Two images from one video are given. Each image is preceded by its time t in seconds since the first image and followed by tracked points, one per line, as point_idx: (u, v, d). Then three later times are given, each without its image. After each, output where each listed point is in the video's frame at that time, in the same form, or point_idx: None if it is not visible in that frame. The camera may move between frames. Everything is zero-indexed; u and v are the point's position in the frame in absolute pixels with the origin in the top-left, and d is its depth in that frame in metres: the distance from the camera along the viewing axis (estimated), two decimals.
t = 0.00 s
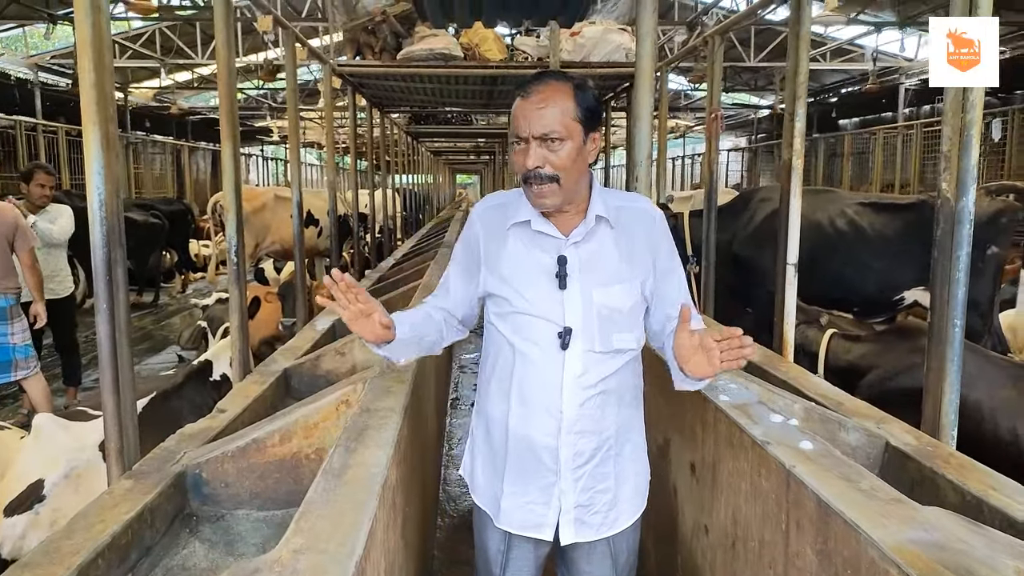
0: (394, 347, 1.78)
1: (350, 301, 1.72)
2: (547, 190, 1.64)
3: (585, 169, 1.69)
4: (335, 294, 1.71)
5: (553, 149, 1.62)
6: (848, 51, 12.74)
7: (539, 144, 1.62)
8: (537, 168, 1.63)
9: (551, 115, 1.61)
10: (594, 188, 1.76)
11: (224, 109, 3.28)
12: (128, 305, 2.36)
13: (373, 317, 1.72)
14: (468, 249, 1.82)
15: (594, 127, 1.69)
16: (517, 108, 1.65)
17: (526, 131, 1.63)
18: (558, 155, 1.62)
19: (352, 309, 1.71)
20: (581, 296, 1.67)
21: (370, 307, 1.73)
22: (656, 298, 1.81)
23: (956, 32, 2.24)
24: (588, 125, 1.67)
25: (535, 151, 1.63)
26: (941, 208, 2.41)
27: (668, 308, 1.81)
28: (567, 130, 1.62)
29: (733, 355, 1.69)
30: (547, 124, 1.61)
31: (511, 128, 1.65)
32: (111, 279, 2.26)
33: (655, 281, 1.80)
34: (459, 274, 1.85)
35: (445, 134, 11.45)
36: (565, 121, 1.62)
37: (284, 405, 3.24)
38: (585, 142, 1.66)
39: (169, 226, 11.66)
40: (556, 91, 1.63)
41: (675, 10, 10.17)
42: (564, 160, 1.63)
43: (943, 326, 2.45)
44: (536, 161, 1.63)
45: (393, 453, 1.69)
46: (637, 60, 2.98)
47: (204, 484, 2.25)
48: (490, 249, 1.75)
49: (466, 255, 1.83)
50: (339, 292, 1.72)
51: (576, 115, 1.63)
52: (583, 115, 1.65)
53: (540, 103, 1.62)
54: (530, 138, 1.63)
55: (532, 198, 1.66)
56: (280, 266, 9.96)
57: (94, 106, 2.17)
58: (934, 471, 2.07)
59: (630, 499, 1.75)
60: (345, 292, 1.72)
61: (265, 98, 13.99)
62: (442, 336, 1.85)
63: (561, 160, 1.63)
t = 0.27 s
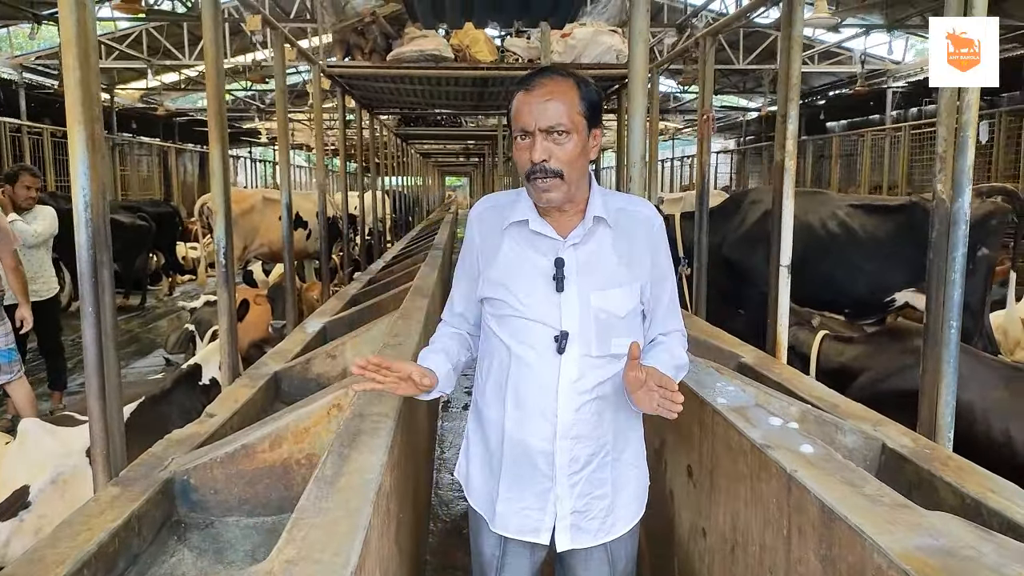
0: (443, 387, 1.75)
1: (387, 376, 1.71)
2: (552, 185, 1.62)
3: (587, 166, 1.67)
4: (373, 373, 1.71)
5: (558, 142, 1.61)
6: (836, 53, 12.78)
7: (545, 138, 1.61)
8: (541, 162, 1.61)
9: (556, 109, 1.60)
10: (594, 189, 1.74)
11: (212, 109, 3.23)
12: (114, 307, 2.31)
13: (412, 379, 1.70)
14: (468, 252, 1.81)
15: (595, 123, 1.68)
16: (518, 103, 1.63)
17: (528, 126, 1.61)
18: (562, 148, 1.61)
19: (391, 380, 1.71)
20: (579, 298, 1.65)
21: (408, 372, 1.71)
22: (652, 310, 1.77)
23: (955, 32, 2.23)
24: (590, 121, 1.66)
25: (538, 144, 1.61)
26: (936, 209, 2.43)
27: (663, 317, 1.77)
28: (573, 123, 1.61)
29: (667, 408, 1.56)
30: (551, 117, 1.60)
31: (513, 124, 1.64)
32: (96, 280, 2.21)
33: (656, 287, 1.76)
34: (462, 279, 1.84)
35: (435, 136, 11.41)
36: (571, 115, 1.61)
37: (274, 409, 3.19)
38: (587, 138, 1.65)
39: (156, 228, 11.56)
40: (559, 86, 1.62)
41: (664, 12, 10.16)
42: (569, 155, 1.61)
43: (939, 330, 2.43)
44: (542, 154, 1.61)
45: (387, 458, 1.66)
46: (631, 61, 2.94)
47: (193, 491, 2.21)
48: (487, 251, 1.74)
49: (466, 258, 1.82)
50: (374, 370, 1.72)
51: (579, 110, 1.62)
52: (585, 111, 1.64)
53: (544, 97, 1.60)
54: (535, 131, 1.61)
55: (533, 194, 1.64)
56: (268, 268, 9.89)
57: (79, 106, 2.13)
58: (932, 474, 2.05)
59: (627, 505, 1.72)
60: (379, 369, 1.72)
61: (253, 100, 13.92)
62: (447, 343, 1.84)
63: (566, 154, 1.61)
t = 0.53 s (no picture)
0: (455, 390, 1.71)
1: (420, 368, 1.65)
2: (551, 181, 1.58)
3: (588, 163, 1.64)
4: (409, 366, 1.63)
5: (557, 138, 1.57)
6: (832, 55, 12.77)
7: (544, 133, 1.57)
8: (541, 157, 1.57)
9: (553, 104, 1.56)
10: (595, 188, 1.71)
11: (207, 110, 3.18)
12: (107, 311, 2.27)
13: (445, 372, 1.66)
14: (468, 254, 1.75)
15: (595, 119, 1.64)
16: (518, 97, 1.60)
17: (528, 121, 1.58)
18: (562, 144, 1.57)
19: (424, 373, 1.65)
20: (585, 301, 1.61)
21: (440, 364, 1.67)
22: (657, 311, 1.75)
23: (955, 32, 2.20)
24: (591, 116, 1.63)
25: (538, 139, 1.58)
26: (941, 209, 2.41)
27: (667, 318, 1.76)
28: (572, 119, 1.58)
29: (710, 381, 1.62)
30: (552, 112, 1.57)
31: (513, 119, 1.60)
32: (89, 283, 2.17)
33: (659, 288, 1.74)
34: (461, 282, 1.78)
35: (431, 137, 11.37)
36: (570, 110, 1.58)
37: (269, 413, 3.15)
38: (589, 133, 1.62)
39: (150, 229, 11.51)
40: (560, 81, 1.59)
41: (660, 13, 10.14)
42: (568, 150, 1.58)
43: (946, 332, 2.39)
44: (540, 150, 1.58)
45: (386, 465, 1.62)
46: (631, 61, 2.91)
47: (187, 497, 2.17)
48: (488, 252, 1.69)
49: (463, 261, 1.76)
50: (409, 361, 1.65)
51: (580, 105, 1.59)
52: (586, 106, 1.61)
53: (544, 91, 1.57)
54: (533, 126, 1.58)
55: (536, 190, 1.60)
56: (264, 269, 9.84)
57: (70, 105, 2.09)
58: (939, 479, 2.01)
59: (634, 511, 1.69)
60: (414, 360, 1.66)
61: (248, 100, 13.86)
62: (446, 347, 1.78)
63: (565, 149, 1.58)
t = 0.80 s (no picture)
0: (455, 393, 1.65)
1: (422, 365, 1.61)
2: (552, 181, 1.56)
3: (589, 162, 1.63)
4: (410, 360, 1.62)
5: (558, 138, 1.55)
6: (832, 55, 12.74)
7: (544, 133, 1.55)
8: (541, 157, 1.55)
9: (553, 103, 1.55)
10: (592, 190, 1.69)
11: (204, 109, 3.16)
12: (103, 313, 2.25)
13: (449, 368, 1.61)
14: (464, 258, 1.71)
15: (593, 118, 1.63)
16: (517, 97, 1.58)
17: (529, 121, 1.56)
18: (563, 143, 1.55)
19: (428, 369, 1.61)
20: (587, 303, 1.59)
21: (444, 362, 1.62)
22: (657, 312, 1.74)
23: (955, 32, 2.18)
24: (589, 115, 1.62)
25: (538, 139, 1.55)
26: (945, 210, 2.40)
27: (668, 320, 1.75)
28: (572, 118, 1.56)
29: (725, 374, 1.59)
30: (553, 111, 1.55)
31: (512, 119, 1.58)
32: (84, 284, 2.15)
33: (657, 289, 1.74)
34: (456, 287, 1.74)
35: (430, 138, 11.35)
36: (570, 109, 1.56)
37: (267, 415, 3.13)
38: (589, 133, 1.61)
39: (149, 229, 11.47)
40: (560, 80, 1.57)
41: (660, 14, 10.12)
42: (570, 149, 1.56)
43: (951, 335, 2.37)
44: (541, 150, 1.56)
45: (385, 471, 1.59)
46: (631, 62, 2.89)
47: (183, 501, 2.15)
48: (485, 255, 1.65)
49: (458, 266, 1.72)
50: (412, 356, 1.62)
51: (580, 104, 1.58)
52: (586, 105, 1.59)
53: (544, 90, 1.55)
54: (533, 125, 1.56)
55: (536, 191, 1.58)
56: (262, 270, 9.81)
57: (65, 105, 2.07)
58: (943, 483, 1.99)
59: (637, 515, 1.67)
60: (417, 354, 1.63)
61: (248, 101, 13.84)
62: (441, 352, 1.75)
63: (566, 149, 1.56)
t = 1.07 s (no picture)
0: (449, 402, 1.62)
1: (418, 375, 1.57)
2: (545, 184, 1.54)
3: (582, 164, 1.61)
4: (406, 369, 1.57)
5: (552, 140, 1.53)
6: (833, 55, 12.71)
7: (538, 135, 1.53)
8: (535, 160, 1.53)
9: (547, 104, 1.52)
10: (585, 194, 1.67)
11: (200, 110, 3.12)
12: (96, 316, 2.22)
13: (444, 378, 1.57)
14: (452, 263, 1.67)
15: (586, 120, 1.61)
16: (509, 98, 1.55)
17: (522, 122, 1.53)
18: (556, 146, 1.53)
19: (423, 378, 1.57)
20: (583, 308, 1.56)
21: (440, 371, 1.57)
22: (650, 316, 1.72)
23: (956, 32, 2.15)
24: (582, 116, 1.59)
25: (531, 141, 1.53)
26: (949, 213, 2.37)
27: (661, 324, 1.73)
28: (566, 119, 1.54)
29: (721, 383, 1.57)
30: (546, 113, 1.53)
31: (503, 121, 1.55)
32: (77, 287, 2.12)
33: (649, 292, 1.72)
34: (444, 292, 1.69)
35: (430, 138, 11.32)
36: (563, 110, 1.54)
37: (263, 419, 3.10)
38: (582, 134, 1.58)
39: (148, 230, 11.44)
40: (552, 81, 1.55)
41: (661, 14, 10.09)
42: (564, 151, 1.54)
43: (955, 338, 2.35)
44: (535, 152, 1.53)
45: (379, 480, 1.56)
46: (631, 62, 2.86)
47: (176, 507, 2.12)
48: (477, 259, 1.61)
49: (446, 272, 1.68)
50: (408, 366, 1.57)
51: (573, 105, 1.56)
52: (579, 105, 1.57)
53: (537, 91, 1.53)
54: (526, 127, 1.53)
55: (529, 194, 1.55)
56: (261, 271, 9.78)
57: (57, 106, 2.04)
58: (946, 489, 1.96)
59: (634, 523, 1.65)
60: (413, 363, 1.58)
61: (247, 101, 13.81)
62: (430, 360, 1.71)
63: (560, 151, 1.53)
